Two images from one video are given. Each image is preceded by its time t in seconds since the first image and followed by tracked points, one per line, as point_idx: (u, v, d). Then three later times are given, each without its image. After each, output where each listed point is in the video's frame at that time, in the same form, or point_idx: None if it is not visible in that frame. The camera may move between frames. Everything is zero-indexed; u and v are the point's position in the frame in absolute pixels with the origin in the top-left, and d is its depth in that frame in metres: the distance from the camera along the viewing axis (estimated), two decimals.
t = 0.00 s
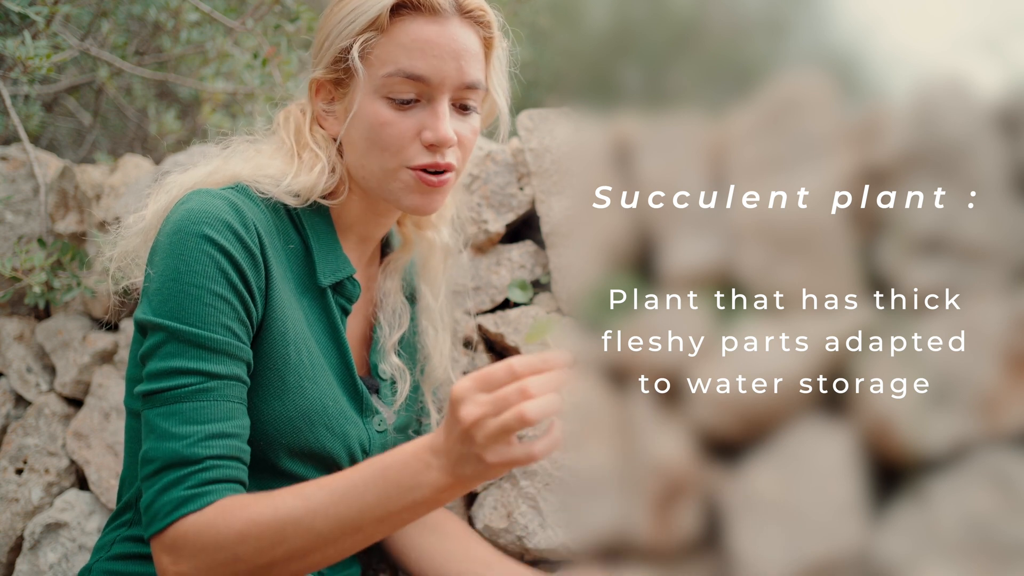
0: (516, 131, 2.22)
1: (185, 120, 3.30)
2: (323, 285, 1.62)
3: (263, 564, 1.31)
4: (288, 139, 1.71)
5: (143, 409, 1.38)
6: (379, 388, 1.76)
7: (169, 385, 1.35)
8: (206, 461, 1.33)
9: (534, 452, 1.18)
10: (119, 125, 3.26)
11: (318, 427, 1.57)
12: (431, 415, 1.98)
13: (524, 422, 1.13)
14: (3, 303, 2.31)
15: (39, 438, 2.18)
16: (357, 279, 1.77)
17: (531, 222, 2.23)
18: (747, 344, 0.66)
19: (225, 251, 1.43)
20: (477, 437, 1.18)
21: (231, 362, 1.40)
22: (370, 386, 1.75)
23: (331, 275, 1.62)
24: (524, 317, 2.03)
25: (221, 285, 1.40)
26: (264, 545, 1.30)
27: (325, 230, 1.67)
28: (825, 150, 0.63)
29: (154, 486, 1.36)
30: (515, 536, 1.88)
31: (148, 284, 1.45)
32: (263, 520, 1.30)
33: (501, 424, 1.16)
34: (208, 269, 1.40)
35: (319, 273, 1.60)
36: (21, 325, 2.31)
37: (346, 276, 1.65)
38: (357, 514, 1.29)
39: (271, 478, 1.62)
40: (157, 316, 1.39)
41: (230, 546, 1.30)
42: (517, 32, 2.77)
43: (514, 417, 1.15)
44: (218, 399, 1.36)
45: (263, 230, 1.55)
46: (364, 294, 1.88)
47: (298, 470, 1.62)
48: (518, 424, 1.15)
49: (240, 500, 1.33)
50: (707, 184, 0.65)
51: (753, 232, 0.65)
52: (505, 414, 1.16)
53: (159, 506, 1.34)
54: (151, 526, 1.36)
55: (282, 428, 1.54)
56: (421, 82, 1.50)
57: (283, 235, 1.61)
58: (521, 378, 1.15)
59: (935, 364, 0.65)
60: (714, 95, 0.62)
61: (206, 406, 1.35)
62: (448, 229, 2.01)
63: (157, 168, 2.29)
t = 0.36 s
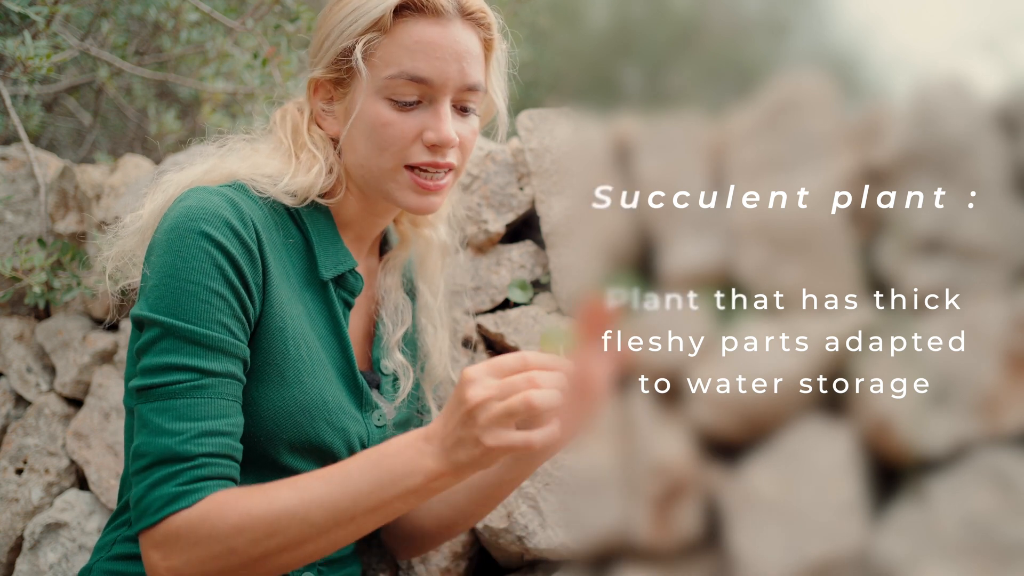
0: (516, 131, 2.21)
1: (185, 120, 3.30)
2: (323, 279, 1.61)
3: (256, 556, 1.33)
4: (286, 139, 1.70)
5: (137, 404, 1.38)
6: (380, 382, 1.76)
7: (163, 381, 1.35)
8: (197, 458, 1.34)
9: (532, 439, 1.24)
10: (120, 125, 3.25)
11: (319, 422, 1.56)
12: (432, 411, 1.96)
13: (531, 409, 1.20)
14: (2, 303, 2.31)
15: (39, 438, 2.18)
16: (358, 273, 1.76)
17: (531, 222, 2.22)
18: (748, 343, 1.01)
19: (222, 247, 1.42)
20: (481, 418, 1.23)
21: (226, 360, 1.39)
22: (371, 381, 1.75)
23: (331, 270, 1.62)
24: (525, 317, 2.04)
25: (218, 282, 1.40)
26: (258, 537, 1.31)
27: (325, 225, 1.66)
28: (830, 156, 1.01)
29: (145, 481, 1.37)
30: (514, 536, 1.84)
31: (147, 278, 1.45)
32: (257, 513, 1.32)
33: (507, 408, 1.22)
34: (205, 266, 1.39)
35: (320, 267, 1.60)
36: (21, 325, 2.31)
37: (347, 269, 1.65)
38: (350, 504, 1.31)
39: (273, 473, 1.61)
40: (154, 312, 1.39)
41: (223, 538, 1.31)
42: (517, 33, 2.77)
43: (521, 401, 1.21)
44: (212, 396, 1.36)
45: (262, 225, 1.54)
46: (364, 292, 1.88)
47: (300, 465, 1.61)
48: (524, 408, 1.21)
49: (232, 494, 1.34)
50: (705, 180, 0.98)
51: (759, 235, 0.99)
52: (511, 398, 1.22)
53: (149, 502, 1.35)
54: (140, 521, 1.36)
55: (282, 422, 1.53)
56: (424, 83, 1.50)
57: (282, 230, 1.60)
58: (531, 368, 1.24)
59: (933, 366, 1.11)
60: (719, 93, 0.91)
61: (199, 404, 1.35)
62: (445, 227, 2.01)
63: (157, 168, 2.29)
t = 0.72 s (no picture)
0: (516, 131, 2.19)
1: (185, 120, 3.30)
2: (319, 278, 1.60)
3: (238, 552, 1.28)
4: (285, 135, 1.71)
5: (126, 398, 1.36)
6: (377, 382, 1.76)
7: (151, 377, 1.33)
8: (181, 455, 1.31)
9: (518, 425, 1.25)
10: (120, 125, 3.25)
11: (314, 421, 1.54)
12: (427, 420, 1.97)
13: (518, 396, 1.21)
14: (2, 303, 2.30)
15: (38, 438, 2.17)
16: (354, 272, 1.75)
17: (531, 223, 2.22)
18: (745, 345, 1.29)
19: (215, 245, 1.41)
20: (466, 405, 1.22)
21: (216, 358, 1.37)
22: (369, 381, 1.74)
23: (326, 268, 1.60)
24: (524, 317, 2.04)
25: (210, 280, 1.39)
26: (239, 531, 1.27)
27: (322, 225, 1.65)
28: (830, 160, 1.31)
29: (128, 476, 1.35)
30: (515, 535, 1.84)
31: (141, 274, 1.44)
32: (239, 506, 1.27)
33: (495, 394, 1.21)
34: (197, 263, 1.38)
35: (314, 266, 1.59)
36: (20, 325, 2.30)
37: (343, 268, 1.63)
38: (331, 496, 1.27)
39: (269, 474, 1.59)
40: (146, 309, 1.38)
41: (205, 532, 1.27)
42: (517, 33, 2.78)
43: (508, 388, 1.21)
44: (200, 394, 1.34)
45: (257, 224, 1.53)
46: (360, 294, 1.88)
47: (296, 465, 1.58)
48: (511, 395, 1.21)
49: (214, 489, 1.30)
50: (706, 177, 1.26)
51: (757, 233, 1.26)
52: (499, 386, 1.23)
53: (131, 496, 1.32)
54: (122, 516, 1.33)
55: (277, 421, 1.51)
56: (394, 64, 1.54)
57: (278, 229, 1.59)
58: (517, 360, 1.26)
59: (934, 366, 1.41)
60: (718, 89, 1.21)
61: (185, 400, 1.33)
62: (446, 238, 2.00)
63: (156, 168, 2.29)
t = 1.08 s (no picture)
0: (516, 131, 2.19)
1: (185, 120, 3.30)
2: (318, 280, 1.59)
3: (233, 553, 1.27)
4: (284, 136, 1.70)
5: (123, 400, 1.35)
6: (377, 384, 1.76)
7: (149, 379, 1.32)
8: (178, 457, 1.30)
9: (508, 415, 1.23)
10: (119, 125, 3.24)
11: (313, 423, 1.53)
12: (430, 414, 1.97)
13: (503, 385, 1.20)
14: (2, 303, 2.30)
15: (39, 438, 2.17)
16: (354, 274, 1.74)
17: (531, 222, 2.21)
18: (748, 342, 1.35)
19: (212, 247, 1.40)
20: (455, 399, 1.20)
21: (213, 360, 1.37)
22: (368, 382, 1.74)
23: (325, 270, 1.60)
24: (525, 317, 2.03)
25: (207, 282, 1.38)
26: (234, 531, 1.26)
27: (321, 227, 1.65)
28: (830, 160, 1.37)
29: (125, 478, 1.34)
30: (515, 535, 1.83)
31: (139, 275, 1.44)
32: (233, 507, 1.26)
33: (480, 386, 1.20)
34: (194, 265, 1.37)
35: (314, 268, 1.58)
36: (20, 325, 2.30)
37: (342, 270, 1.63)
38: (326, 496, 1.27)
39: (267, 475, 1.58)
40: (143, 311, 1.37)
41: (199, 533, 1.26)
42: (518, 33, 2.77)
43: (493, 379, 1.20)
44: (198, 395, 1.33)
45: (255, 225, 1.52)
46: (360, 292, 1.87)
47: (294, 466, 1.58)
48: (497, 385, 1.20)
49: (210, 490, 1.29)
50: (708, 177, 1.32)
51: (755, 232, 1.32)
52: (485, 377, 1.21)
53: (127, 498, 1.31)
54: (118, 517, 1.32)
55: (275, 422, 1.50)
56: (417, 82, 1.50)
57: (276, 230, 1.58)
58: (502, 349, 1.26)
59: (933, 364, 1.44)
60: (717, 90, 1.32)
61: (182, 402, 1.32)
62: (444, 228, 2.00)
63: (156, 168, 2.29)
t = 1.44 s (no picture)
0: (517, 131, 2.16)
1: (185, 120, 3.31)
2: (322, 282, 1.59)
3: (238, 555, 1.25)
4: (290, 139, 1.68)
5: (127, 401, 1.33)
6: (377, 386, 1.76)
7: (154, 380, 1.30)
8: (184, 459, 1.28)
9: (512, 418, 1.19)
10: (120, 125, 3.24)
11: (316, 425, 1.53)
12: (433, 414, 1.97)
13: (508, 387, 1.16)
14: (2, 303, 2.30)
15: (39, 438, 2.18)
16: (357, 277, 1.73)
17: (531, 222, 2.18)
18: (749, 340, 1.42)
19: (218, 248, 1.38)
20: (459, 400, 1.18)
21: (219, 362, 1.35)
22: (369, 384, 1.75)
23: (329, 273, 1.59)
24: (525, 317, 2.01)
25: (213, 283, 1.36)
26: (239, 533, 1.24)
27: (325, 229, 1.64)
28: (830, 160, 1.43)
29: (131, 479, 1.32)
30: (515, 535, 1.83)
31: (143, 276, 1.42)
32: (239, 508, 1.24)
33: (484, 387, 1.17)
34: (200, 267, 1.36)
35: (318, 270, 1.58)
36: (21, 325, 2.30)
37: (347, 272, 1.62)
38: (331, 498, 1.25)
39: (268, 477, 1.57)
40: (148, 313, 1.35)
41: (204, 535, 1.24)
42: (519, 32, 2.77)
43: (498, 381, 1.17)
44: (203, 397, 1.31)
45: (260, 227, 1.51)
46: (362, 294, 1.88)
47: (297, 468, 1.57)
48: (501, 387, 1.16)
49: (215, 492, 1.28)
50: (706, 177, 1.47)
51: (755, 233, 1.43)
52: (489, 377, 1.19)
53: (133, 499, 1.29)
54: (123, 519, 1.30)
55: (278, 423, 1.49)
56: (431, 89, 1.48)
57: (281, 232, 1.58)
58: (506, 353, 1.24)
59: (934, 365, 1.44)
60: (716, 90, 1.49)
61: (188, 404, 1.30)
62: (449, 233, 2.00)
63: (156, 169, 2.30)
